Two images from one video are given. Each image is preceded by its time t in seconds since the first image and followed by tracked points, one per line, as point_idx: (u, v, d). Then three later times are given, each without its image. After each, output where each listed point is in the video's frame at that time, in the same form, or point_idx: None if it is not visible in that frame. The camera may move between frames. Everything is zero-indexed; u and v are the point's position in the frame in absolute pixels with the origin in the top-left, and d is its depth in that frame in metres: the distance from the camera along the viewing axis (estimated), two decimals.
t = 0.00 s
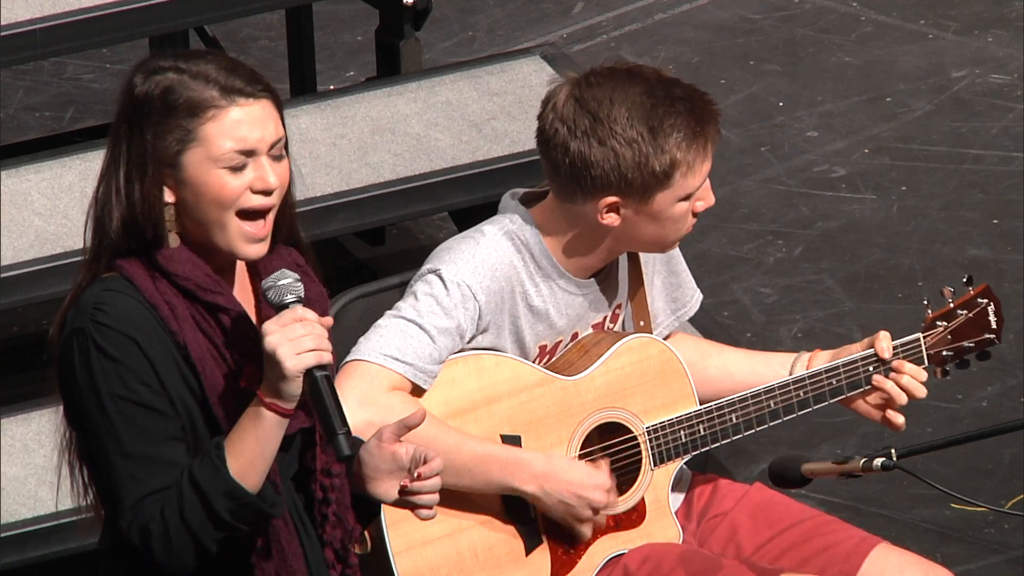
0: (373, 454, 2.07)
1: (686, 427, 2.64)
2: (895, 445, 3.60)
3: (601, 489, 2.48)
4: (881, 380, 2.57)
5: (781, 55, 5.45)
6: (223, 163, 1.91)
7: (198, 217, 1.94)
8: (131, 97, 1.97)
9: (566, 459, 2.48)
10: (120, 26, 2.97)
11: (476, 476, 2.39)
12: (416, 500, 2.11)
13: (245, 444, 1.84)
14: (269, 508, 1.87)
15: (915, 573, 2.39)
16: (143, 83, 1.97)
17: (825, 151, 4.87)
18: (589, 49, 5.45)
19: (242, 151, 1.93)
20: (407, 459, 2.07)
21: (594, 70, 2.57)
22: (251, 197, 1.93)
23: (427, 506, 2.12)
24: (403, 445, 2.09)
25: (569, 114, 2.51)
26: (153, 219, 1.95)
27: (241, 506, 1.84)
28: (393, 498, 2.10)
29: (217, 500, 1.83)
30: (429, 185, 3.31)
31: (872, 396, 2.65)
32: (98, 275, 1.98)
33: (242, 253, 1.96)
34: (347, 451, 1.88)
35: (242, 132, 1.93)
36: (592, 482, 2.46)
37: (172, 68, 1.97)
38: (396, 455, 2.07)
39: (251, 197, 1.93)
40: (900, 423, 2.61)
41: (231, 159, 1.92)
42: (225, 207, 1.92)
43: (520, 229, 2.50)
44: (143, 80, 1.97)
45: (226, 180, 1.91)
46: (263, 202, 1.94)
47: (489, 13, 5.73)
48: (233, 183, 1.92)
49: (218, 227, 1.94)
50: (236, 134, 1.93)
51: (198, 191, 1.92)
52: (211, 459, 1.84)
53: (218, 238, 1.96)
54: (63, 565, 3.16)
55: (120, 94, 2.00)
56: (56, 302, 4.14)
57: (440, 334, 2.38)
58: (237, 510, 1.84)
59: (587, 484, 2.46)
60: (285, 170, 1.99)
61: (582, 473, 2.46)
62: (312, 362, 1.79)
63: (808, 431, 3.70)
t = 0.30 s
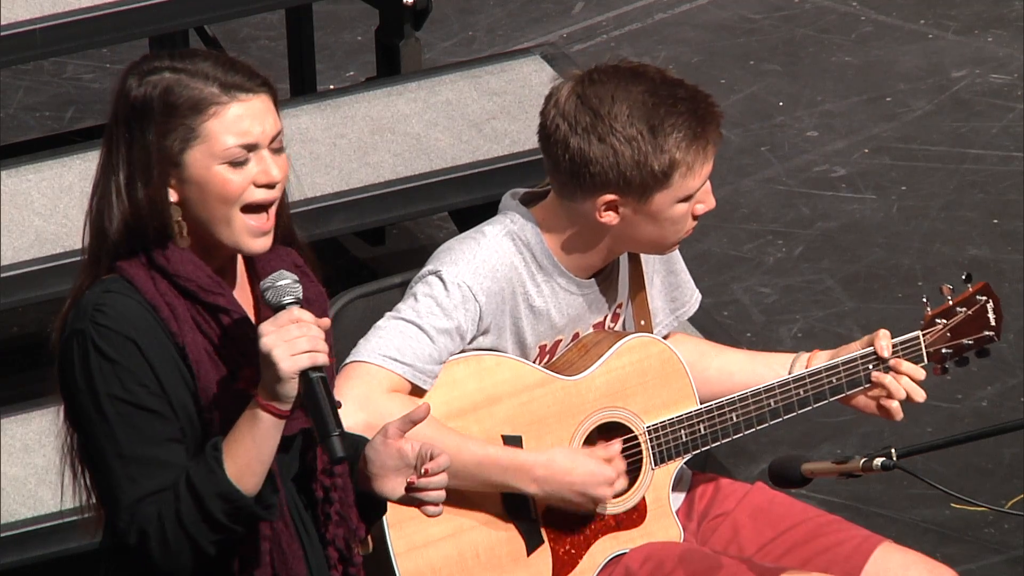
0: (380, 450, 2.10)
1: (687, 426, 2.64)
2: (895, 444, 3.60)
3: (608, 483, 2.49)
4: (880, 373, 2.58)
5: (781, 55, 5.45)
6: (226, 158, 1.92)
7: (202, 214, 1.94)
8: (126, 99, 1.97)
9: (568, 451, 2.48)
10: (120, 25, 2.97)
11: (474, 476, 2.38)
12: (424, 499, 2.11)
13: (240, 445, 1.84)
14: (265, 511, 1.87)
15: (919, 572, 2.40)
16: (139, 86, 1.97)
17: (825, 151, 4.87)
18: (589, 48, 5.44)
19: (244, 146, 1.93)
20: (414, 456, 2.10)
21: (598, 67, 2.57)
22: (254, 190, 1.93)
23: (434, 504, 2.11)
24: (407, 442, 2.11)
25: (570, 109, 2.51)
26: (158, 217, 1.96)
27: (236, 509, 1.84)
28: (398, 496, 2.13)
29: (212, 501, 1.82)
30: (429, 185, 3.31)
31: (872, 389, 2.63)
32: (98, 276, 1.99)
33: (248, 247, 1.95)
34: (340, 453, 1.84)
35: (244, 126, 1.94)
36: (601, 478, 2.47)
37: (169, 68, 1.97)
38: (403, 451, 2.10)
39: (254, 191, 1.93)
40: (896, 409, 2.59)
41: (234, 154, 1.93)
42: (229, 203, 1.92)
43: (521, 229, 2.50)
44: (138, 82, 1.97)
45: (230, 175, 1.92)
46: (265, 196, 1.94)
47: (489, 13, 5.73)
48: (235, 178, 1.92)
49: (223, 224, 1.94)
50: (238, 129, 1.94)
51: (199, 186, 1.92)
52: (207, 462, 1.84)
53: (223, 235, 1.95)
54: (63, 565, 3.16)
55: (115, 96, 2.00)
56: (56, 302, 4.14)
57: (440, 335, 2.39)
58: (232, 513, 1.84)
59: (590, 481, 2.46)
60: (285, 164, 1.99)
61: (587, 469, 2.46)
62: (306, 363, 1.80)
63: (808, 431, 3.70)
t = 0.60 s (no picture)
0: (372, 452, 2.08)
1: (688, 426, 2.64)
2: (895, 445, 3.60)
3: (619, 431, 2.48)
4: (880, 374, 2.59)
5: (781, 55, 5.45)
6: (218, 165, 1.92)
7: (191, 216, 1.94)
8: (130, 97, 1.98)
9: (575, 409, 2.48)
10: (119, 25, 2.97)
11: (485, 451, 2.39)
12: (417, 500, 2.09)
13: (238, 441, 1.84)
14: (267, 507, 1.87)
15: (917, 572, 2.40)
16: (141, 84, 1.98)
17: (825, 151, 4.87)
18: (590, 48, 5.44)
19: (239, 155, 1.93)
20: (407, 456, 2.07)
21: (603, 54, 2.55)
22: (247, 199, 1.93)
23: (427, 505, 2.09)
24: (400, 444, 2.08)
25: (553, 82, 2.51)
26: (151, 220, 1.95)
27: (237, 504, 1.84)
28: (392, 497, 2.11)
29: (216, 499, 1.83)
30: (430, 185, 3.31)
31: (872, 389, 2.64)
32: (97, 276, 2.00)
33: (239, 254, 1.95)
34: (338, 442, 1.84)
35: (240, 134, 1.94)
36: (607, 426, 2.47)
37: (171, 69, 1.98)
38: (396, 453, 2.08)
39: (248, 200, 1.93)
40: (894, 411, 2.60)
41: (228, 161, 1.92)
42: (220, 210, 1.92)
43: (518, 228, 2.50)
44: (141, 80, 1.98)
45: (221, 181, 1.92)
46: (259, 205, 1.94)
47: (489, 13, 5.73)
48: (229, 186, 1.92)
49: (211, 229, 1.93)
50: (233, 136, 1.93)
51: (192, 191, 1.92)
52: (208, 459, 1.84)
53: (214, 238, 1.94)
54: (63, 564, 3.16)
55: (119, 94, 2.01)
56: (56, 302, 4.14)
57: (435, 330, 2.38)
58: (236, 508, 1.84)
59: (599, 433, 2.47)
60: (281, 174, 1.98)
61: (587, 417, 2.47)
62: (304, 355, 1.78)
63: (809, 431, 3.70)
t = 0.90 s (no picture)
0: (371, 454, 2.10)
1: (687, 427, 2.64)
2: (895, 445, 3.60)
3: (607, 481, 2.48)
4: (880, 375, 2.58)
5: (781, 55, 5.45)
6: (219, 169, 1.92)
7: (191, 217, 1.95)
8: (132, 98, 1.98)
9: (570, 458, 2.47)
10: (119, 26, 2.97)
11: (480, 475, 2.39)
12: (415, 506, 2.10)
13: (233, 444, 1.84)
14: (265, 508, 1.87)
15: (917, 573, 2.40)
16: (145, 85, 1.97)
17: (825, 151, 4.87)
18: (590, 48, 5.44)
19: (241, 160, 1.93)
20: (405, 460, 2.09)
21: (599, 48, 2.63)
22: (248, 205, 1.94)
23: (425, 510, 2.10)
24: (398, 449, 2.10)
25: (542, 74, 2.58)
26: (151, 222, 1.96)
27: (231, 504, 1.84)
28: (391, 501, 2.13)
29: (210, 500, 1.83)
30: (429, 185, 3.32)
31: (872, 391, 2.63)
32: (97, 277, 2.00)
33: (237, 258, 1.96)
34: (331, 443, 1.80)
35: (242, 139, 1.94)
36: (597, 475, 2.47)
37: (175, 71, 1.97)
38: (394, 456, 2.09)
39: (248, 205, 1.94)
40: (895, 411, 2.60)
41: (230, 166, 1.93)
42: (221, 215, 1.93)
43: (519, 229, 2.51)
44: (145, 81, 1.98)
45: (223, 186, 1.92)
46: (260, 211, 1.94)
47: (489, 13, 5.73)
48: (230, 190, 1.92)
49: (208, 229, 1.94)
50: (235, 141, 1.93)
51: (194, 196, 1.93)
52: (203, 460, 1.84)
53: (213, 241, 1.95)
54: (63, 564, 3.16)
55: (122, 94, 2.01)
56: (56, 303, 4.14)
57: (437, 333, 2.39)
58: (230, 509, 1.84)
59: (594, 481, 2.46)
60: (281, 179, 1.99)
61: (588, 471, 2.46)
62: (296, 355, 1.79)
63: (808, 431, 3.70)
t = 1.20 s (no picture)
0: (373, 453, 2.11)
1: (688, 426, 2.65)
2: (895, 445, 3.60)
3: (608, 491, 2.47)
4: (876, 369, 2.57)
5: (781, 55, 5.45)
6: (218, 170, 1.92)
7: (190, 217, 1.95)
8: (133, 98, 1.98)
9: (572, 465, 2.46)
10: (119, 26, 2.97)
11: (486, 475, 2.39)
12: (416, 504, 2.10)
13: (230, 443, 1.84)
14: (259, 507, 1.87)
15: (920, 572, 2.40)
16: (146, 84, 1.98)
17: (825, 151, 4.87)
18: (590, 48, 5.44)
19: (240, 161, 1.93)
20: (407, 459, 2.09)
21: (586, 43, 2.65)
22: (247, 205, 1.94)
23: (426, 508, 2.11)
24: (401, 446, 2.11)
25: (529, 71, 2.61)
26: (151, 222, 1.96)
27: (229, 503, 1.84)
28: (393, 500, 2.13)
29: (207, 498, 1.83)
30: (430, 184, 3.34)
31: (868, 385, 2.63)
32: (98, 276, 2.00)
33: (237, 258, 1.97)
34: (325, 438, 1.78)
35: (242, 140, 1.94)
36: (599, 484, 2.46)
37: (176, 71, 1.98)
38: (396, 455, 2.10)
39: (248, 206, 1.94)
40: (893, 405, 2.59)
41: (229, 166, 1.93)
42: (220, 215, 1.93)
43: (520, 230, 2.52)
44: (146, 81, 1.98)
45: (222, 187, 1.92)
46: (258, 210, 1.94)
47: (489, 13, 5.73)
48: (229, 190, 1.92)
49: (206, 229, 1.94)
50: (235, 142, 1.93)
51: (193, 197, 1.93)
52: (200, 459, 1.84)
53: (213, 242, 1.95)
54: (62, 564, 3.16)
55: (124, 93, 2.01)
56: (56, 302, 4.14)
57: (443, 337, 2.39)
58: (227, 507, 1.85)
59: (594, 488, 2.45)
60: (281, 180, 1.98)
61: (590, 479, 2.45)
62: (287, 352, 1.78)
63: (808, 431, 3.70)
